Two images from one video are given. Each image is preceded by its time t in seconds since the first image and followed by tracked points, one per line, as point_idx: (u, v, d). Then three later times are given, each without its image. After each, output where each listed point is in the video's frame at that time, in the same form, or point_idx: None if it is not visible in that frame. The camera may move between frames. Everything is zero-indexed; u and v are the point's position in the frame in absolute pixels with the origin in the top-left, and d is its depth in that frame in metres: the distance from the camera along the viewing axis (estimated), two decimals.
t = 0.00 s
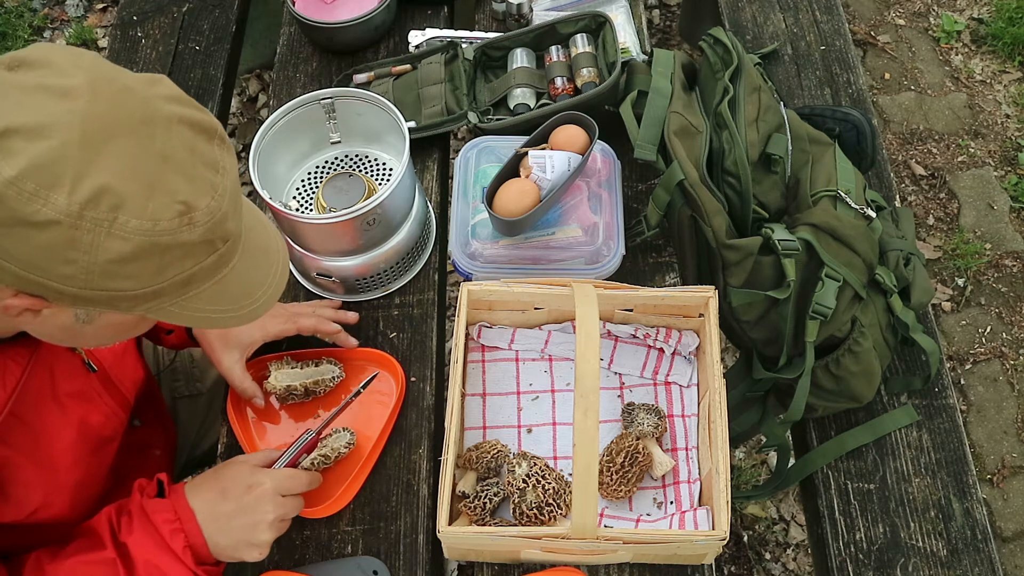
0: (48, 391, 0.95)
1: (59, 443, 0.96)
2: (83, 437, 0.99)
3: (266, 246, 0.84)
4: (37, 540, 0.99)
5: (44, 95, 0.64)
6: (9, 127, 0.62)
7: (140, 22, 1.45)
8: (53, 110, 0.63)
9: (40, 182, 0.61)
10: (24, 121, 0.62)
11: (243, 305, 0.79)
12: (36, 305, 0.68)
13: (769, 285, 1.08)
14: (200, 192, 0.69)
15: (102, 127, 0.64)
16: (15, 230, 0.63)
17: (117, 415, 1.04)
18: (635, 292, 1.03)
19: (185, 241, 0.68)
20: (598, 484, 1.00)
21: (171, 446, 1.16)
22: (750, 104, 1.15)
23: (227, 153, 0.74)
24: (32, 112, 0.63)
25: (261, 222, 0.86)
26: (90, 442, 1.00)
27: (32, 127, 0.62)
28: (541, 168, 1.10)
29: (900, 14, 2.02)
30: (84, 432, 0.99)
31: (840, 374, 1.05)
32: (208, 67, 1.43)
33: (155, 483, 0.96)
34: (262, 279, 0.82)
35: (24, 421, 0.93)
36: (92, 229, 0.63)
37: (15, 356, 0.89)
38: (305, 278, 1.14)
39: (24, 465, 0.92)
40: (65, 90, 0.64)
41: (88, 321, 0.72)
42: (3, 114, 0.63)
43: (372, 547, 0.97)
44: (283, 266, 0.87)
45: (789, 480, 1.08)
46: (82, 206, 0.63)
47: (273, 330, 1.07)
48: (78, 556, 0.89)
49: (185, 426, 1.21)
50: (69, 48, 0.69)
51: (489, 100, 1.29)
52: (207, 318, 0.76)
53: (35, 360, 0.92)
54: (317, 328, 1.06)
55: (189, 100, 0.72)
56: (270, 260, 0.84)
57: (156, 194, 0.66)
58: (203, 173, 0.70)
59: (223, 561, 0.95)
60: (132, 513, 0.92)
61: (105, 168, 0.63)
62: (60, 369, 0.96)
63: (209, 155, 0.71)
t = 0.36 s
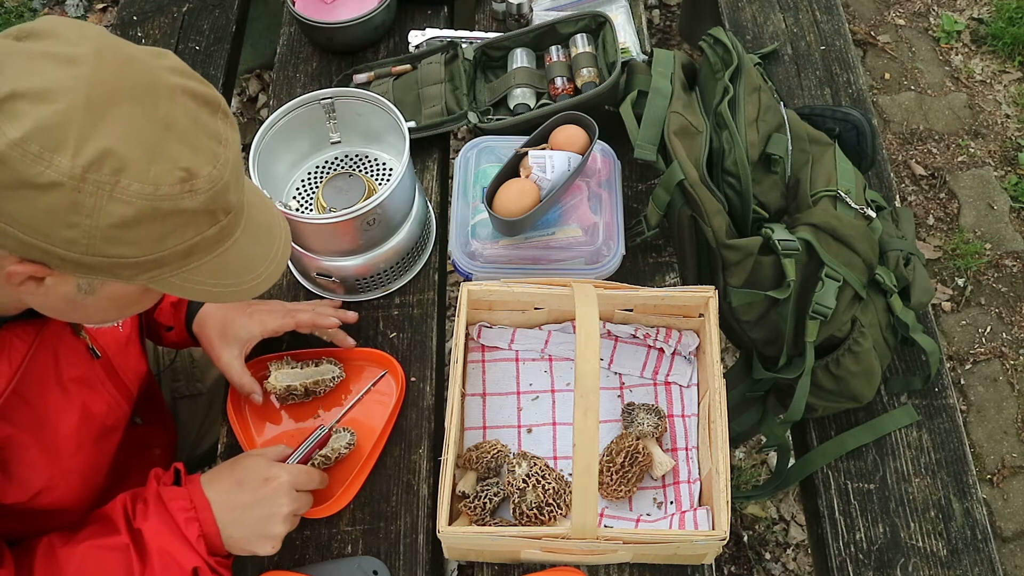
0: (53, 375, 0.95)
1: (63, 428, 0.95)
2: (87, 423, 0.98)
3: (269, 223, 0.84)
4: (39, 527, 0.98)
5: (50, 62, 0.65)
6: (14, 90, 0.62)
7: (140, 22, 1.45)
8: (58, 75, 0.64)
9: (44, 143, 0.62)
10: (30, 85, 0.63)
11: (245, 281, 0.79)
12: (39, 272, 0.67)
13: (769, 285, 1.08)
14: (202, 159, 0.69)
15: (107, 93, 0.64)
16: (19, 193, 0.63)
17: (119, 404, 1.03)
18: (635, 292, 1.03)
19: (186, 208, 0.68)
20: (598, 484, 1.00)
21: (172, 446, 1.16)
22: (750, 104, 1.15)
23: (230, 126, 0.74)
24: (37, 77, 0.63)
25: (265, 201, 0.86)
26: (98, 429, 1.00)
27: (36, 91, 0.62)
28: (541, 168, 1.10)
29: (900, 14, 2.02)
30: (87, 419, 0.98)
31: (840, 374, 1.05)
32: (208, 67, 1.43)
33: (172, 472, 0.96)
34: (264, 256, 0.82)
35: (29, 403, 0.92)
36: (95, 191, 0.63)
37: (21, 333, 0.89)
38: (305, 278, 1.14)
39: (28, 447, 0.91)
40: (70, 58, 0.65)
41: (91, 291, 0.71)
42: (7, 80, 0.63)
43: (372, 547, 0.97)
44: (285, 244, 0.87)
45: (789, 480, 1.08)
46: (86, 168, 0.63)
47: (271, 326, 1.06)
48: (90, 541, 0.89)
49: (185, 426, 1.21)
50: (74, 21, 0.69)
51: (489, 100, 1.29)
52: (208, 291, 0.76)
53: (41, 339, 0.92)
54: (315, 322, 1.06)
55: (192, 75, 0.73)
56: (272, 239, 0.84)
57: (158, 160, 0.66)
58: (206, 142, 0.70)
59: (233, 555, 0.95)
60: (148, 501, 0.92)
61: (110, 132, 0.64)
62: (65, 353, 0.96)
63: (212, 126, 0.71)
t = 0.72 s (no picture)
0: (53, 368, 0.95)
1: (64, 421, 0.95)
2: (88, 417, 0.98)
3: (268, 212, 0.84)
4: (41, 523, 0.98)
5: (48, 48, 0.64)
6: (13, 75, 0.62)
7: (139, 22, 1.45)
8: (57, 60, 0.64)
9: (42, 128, 0.62)
10: (28, 70, 0.63)
11: (244, 269, 0.79)
12: (39, 259, 0.67)
13: (769, 285, 1.08)
14: (200, 144, 0.69)
15: (105, 78, 0.64)
16: (20, 179, 0.63)
17: (121, 401, 1.03)
18: (635, 292, 1.03)
19: (184, 193, 0.68)
20: (598, 484, 1.00)
21: (173, 446, 1.16)
22: (750, 104, 1.15)
23: (229, 114, 0.74)
24: (36, 62, 0.63)
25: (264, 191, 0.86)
26: (99, 424, 0.99)
27: (35, 76, 0.62)
28: (541, 168, 1.10)
29: (899, 14, 2.02)
30: (88, 413, 0.98)
31: (840, 374, 1.05)
32: (208, 67, 1.43)
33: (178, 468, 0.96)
34: (263, 246, 0.82)
35: (29, 395, 0.92)
36: (93, 176, 0.64)
37: (22, 325, 0.90)
38: (305, 278, 1.14)
39: (29, 439, 0.91)
40: (69, 44, 0.65)
41: (90, 279, 0.71)
42: (6, 65, 0.63)
43: (372, 547, 0.97)
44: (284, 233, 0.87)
45: (789, 480, 1.08)
46: (84, 153, 0.63)
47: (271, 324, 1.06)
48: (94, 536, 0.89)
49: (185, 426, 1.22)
50: (73, 9, 0.69)
51: (489, 100, 1.29)
52: (207, 279, 0.76)
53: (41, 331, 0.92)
54: (314, 321, 1.06)
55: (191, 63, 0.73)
56: (272, 229, 0.84)
57: (156, 144, 0.66)
58: (204, 128, 0.69)
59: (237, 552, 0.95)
60: (152, 496, 0.92)
61: (107, 116, 0.64)
62: (66, 346, 0.96)
63: (211, 113, 0.71)
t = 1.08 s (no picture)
0: (48, 370, 0.94)
1: (59, 424, 0.95)
2: (82, 419, 0.98)
3: (247, 228, 0.83)
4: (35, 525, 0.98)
5: (18, 44, 0.65)
6: None
7: (140, 22, 1.45)
8: (22, 56, 0.64)
9: None
10: None
11: (207, 289, 0.78)
12: None
13: (769, 285, 1.08)
14: (158, 152, 0.67)
15: (67, 75, 0.64)
16: None
17: (116, 403, 1.03)
18: (635, 292, 1.03)
19: (137, 202, 0.67)
20: (598, 484, 1.00)
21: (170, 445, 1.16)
22: (750, 104, 1.15)
23: (203, 125, 0.73)
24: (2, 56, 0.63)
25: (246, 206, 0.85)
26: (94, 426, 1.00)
27: None
28: (541, 168, 1.10)
29: (899, 14, 2.02)
30: (83, 415, 0.98)
31: (840, 374, 1.05)
32: (208, 67, 1.43)
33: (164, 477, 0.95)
34: (237, 263, 0.80)
35: (23, 399, 0.92)
36: (40, 175, 0.62)
37: (14, 329, 0.90)
38: (304, 278, 1.14)
39: (24, 442, 0.91)
40: (39, 40, 0.65)
41: (48, 284, 0.70)
42: None
43: (372, 547, 0.97)
44: (262, 250, 0.85)
45: (789, 480, 1.08)
46: (31, 150, 0.62)
47: (270, 326, 1.06)
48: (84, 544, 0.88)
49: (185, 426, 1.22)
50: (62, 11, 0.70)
51: (489, 100, 1.29)
52: (165, 296, 0.74)
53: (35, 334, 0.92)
54: (314, 322, 1.06)
55: (170, 71, 0.72)
56: (248, 246, 0.82)
57: (109, 150, 0.65)
58: (166, 135, 0.68)
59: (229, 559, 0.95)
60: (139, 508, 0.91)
61: (60, 114, 0.63)
62: (61, 349, 0.96)
63: (180, 122, 0.70)
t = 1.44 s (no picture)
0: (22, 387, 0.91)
1: (34, 440, 0.92)
2: (61, 433, 0.95)
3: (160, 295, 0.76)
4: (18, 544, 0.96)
5: None
6: None
7: (140, 22, 1.45)
8: None
9: None
10: None
11: (65, 355, 0.70)
12: None
13: (769, 285, 1.08)
14: (21, 189, 0.59)
15: None
16: None
17: (100, 412, 1.00)
18: (635, 292, 1.03)
19: None
20: (598, 484, 1.00)
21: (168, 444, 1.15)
22: (749, 104, 1.15)
23: (110, 178, 0.64)
24: None
25: (175, 266, 0.79)
26: (74, 438, 0.97)
27: None
28: (541, 168, 1.10)
29: (899, 14, 2.02)
30: (61, 428, 0.95)
31: (840, 374, 1.05)
32: (208, 67, 1.43)
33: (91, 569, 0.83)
34: (126, 334, 0.74)
35: None
36: None
37: None
38: (304, 278, 1.14)
39: None
40: None
41: None
42: None
43: (372, 547, 0.97)
44: (172, 318, 0.78)
45: (789, 480, 1.08)
46: None
47: (262, 330, 1.06)
48: None
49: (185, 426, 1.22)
50: (16, 20, 0.65)
51: (489, 100, 1.29)
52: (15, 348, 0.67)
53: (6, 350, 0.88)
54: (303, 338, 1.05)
55: (104, 113, 0.64)
56: (152, 316, 0.76)
57: None
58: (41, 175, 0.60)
59: None
60: None
61: None
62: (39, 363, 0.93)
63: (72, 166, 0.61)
